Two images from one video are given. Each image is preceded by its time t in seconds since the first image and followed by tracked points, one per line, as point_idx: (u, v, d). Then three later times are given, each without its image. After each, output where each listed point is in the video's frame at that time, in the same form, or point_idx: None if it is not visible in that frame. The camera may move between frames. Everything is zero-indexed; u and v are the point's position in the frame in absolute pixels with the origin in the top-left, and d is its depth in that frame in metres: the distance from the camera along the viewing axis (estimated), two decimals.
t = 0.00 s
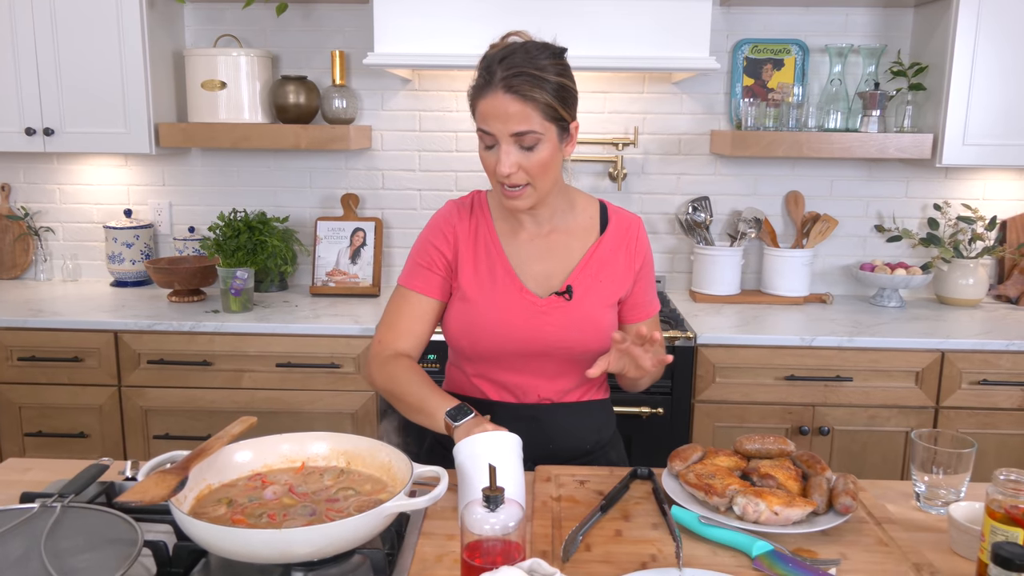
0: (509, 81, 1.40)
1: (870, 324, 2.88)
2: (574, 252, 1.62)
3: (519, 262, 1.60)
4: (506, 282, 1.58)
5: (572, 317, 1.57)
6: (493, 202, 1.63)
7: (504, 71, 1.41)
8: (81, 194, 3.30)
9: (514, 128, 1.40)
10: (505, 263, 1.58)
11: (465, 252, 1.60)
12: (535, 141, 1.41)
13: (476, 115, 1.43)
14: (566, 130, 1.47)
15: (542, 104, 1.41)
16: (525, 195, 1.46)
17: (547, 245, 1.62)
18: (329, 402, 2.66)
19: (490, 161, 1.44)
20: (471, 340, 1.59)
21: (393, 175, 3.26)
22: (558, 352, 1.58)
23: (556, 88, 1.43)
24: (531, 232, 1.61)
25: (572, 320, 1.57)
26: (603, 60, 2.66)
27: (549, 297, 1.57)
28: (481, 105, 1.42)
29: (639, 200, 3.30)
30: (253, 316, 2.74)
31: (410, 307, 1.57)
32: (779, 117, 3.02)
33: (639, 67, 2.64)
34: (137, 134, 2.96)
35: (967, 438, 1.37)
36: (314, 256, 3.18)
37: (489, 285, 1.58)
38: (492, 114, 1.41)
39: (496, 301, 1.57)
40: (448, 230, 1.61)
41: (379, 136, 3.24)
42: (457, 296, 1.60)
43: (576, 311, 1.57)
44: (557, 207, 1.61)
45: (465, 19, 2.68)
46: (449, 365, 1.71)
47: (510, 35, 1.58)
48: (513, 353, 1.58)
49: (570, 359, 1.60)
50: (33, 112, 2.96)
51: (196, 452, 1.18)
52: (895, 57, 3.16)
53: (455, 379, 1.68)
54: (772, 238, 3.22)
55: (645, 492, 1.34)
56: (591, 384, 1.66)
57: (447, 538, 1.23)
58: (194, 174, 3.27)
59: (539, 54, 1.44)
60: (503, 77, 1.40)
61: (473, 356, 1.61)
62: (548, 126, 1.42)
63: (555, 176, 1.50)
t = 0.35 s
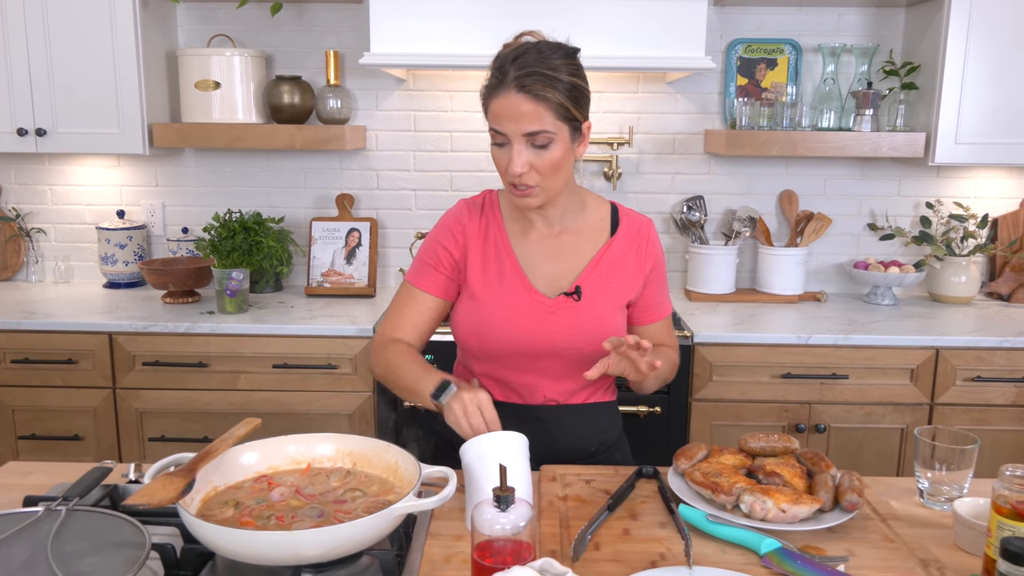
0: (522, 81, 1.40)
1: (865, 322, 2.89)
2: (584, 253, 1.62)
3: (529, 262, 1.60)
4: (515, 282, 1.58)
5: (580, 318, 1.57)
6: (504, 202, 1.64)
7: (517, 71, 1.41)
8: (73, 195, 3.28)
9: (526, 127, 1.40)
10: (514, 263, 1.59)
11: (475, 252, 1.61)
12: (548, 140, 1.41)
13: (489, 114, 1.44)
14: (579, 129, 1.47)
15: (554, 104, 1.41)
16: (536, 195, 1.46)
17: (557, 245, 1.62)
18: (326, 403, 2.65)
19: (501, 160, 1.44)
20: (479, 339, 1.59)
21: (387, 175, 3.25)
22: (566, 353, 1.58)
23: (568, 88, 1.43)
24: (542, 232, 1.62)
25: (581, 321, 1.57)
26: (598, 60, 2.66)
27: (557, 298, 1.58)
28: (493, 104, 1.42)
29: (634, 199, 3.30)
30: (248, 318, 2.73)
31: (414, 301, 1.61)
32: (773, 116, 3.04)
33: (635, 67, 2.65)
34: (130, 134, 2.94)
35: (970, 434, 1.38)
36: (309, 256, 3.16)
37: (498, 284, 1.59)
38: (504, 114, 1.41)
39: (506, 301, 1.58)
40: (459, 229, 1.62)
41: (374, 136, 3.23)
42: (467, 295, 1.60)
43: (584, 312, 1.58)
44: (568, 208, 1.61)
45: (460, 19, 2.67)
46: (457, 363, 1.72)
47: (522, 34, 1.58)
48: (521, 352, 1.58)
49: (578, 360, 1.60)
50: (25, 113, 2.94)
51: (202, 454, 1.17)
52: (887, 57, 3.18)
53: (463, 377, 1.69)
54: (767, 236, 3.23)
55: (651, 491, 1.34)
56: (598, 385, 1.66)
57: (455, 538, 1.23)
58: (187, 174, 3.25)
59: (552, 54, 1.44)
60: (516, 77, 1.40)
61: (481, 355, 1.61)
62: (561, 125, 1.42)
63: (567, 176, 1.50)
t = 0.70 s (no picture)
0: (539, 78, 1.41)
1: (859, 321, 2.91)
2: (594, 253, 1.62)
3: (539, 260, 1.60)
4: (524, 280, 1.58)
5: (590, 318, 1.57)
6: (516, 200, 1.64)
7: (534, 67, 1.42)
8: (65, 196, 3.25)
9: (542, 124, 1.41)
10: (525, 261, 1.59)
11: (485, 249, 1.61)
12: (563, 139, 1.42)
13: (504, 111, 1.44)
14: (594, 129, 1.47)
15: (570, 102, 1.41)
16: (550, 193, 1.47)
17: (568, 245, 1.62)
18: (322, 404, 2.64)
19: (516, 157, 1.45)
20: (488, 337, 1.60)
21: (383, 176, 3.25)
22: (574, 353, 1.59)
23: (585, 86, 1.43)
24: (552, 231, 1.62)
25: (590, 321, 1.57)
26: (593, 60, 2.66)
27: (567, 297, 1.57)
28: (509, 101, 1.43)
29: (629, 199, 3.31)
30: (244, 319, 2.72)
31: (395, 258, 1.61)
32: (768, 116, 3.05)
33: (630, 68, 2.65)
34: (124, 135, 2.93)
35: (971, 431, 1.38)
36: (304, 257, 3.15)
37: (508, 282, 1.59)
38: (520, 110, 1.41)
39: (515, 299, 1.58)
40: (470, 225, 1.62)
41: (369, 137, 3.22)
42: (476, 292, 1.60)
43: (593, 313, 1.58)
44: (580, 208, 1.61)
45: (455, 19, 2.67)
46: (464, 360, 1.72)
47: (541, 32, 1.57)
48: (529, 351, 1.59)
49: (586, 361, 1.60)
50: (16, 114, 2.92)
51: (206, 455, 1.17)
52: (880, 57, 3.20)
53: (470, 373, 1.70)
54: (761, 236, 3.24)
55: (655, 489, 1.35)
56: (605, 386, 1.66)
57: (461, 537, 1.23)
58: (181, 175, 3.24)
59: (570, 52, 1.44)
60: (533, 74, 1.41)
61: (489, 352, 1.62)
62: (576, 124, 1.43)
63: (581, 175, 1.50)
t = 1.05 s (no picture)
0: (531, 78, 1.41)
1: (847, 319, 2.93)
2: (591, 253, 1.63)
3: (535, 260, 1.60)
4: (521, 280, 1.58)
5: (587, 318, 1.58)
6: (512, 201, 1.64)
7: (528, 68, 1.42)
8: (51, 197, 3.22)
9: (536, 124, 1.40)
10: (521, 261, 1.59)
11: (481, 249, 1.61)
12: (556, 139, 1.42)
13: (497, 111, 1.44)
14: (588, 129, 1.48)
15: (564, 103, 1.41)
16: (543, 195, 1.47)
17: (565, 245, 1.62)
18: (313, 406, 2.63)
19: (510, 157, 1.44)
20: (484, 338, 1.60)
21: (372, 176, 3.23)
22: (571, 353, 1.59)
23: (579, 87, 1.44)
24: (549, 231, 1.62)
25: (587, 321, 1.58)
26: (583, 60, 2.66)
27: (563, 297, 1.58)
28: (502, 101, 1.42)
29: (618, 198, 3.32)
30: (234, 320, 2.70)
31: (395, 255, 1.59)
32: (755, 116, 3.06)
33: (620, 67, 2.65)
34: (111, 136, 2.90)
35: (963, 427, 1.40)
36: (293, 258, 3.13)
37: (505, 282, 1.59)
38: (513, 111, 1.41)
39: (512, 299, 1.58)
40: (467, 226, 1.62)
41: (357, 137, 3.21)
42: (472, 293, 1.60)
43: (590, 312, 1.58)
44: (577, 208, 1.62)
45: (445, 19, 2.66)
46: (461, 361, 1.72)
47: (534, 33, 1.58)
48: (526, 351, 1.59)
49: (583, 361, 1.60)
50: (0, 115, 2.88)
51: (203, 456, 1.16)
52: (866, 56, 3.23)
53: (466, 375, 1.70)
54: (749, 235, 3.26)
55: (652, 488, 1.35)
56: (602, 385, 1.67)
57: (460, 537, 1.23)
58: (168, 176, 3.21)
59: (564, 52, 1.45)
60: (526, 74, 1.41)
61: (485, 353, 1.62)
62: (570, 124, 1.43)
63: (575, 176, 1.51)
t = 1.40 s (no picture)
0: (549, 78, 1.41)
1: (843, 318, 2.94)
2: (593, 254, 1.64)
3: (538, 262, 1.61)
4: (525, 282, 1.58)
5: (592, 320, 1.58)
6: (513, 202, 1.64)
7: (543, 68, 1.42)
8: (43, 200, 3.20)
9: (556, 125, 1.40)
10: (525, 263, 1.59)
11: (484, 251, 1.60)
12: (576, 139, 1.42)
13: (512, 113, 1.43)
14: (599, 128, 1.48)
15: (581, 101, 1.42)
16: (558, 194, 1.47)
17: (567, 246, 1.63)
18: (309, 408, 2.62)
19: (526, 159, 1.44)
20: (488, 341, 1.59)
21: (367, 178, 3.23)
22: (576, 356, 1.59)
23: (592, 85, 1.45)
24: (551, 233, 1.63)
25: (591, 322, 1.58)
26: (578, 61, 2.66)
27: (568, 300, 1.58)
28: (518, 102, 1.42)
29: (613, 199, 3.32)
30: (229, 323, 2.69)
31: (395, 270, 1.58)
32: (750, 116, 3.07)
33: (615, 68, 2.65)
34: (104, 138, 2.89)
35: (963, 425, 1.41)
36: (288, 260, 3.12)
37: (508, 284, 1.59)
38: (531, 112, 1.40)
39: (516, 302, 1.58)
40: (469, 229, 1.62)
41: (352, 139, 3.21)
42: (475, 296, 1.60)
43: (594, 314, 1.59)
44: (578, 209, 1.63)
45: (440, 20, 2.66)
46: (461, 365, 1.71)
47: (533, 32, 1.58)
48: (531, 355, 1.59)
49: (587, 363, 1.61)
50: None
51: (206, 459, 1.17)
52: (859, 56, 3.24)
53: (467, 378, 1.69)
54: (744, 235, 3.27)
55: (654, 487, 1.35)
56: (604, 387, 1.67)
57: (463, 539, 1.22)
58: (161, 178, 3.20)
59: (574, 51, 1.45)
60: (543, 74, 1.41)
61: (489, 356, 1.61)
62: (587, 124, 1.43)
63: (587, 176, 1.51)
